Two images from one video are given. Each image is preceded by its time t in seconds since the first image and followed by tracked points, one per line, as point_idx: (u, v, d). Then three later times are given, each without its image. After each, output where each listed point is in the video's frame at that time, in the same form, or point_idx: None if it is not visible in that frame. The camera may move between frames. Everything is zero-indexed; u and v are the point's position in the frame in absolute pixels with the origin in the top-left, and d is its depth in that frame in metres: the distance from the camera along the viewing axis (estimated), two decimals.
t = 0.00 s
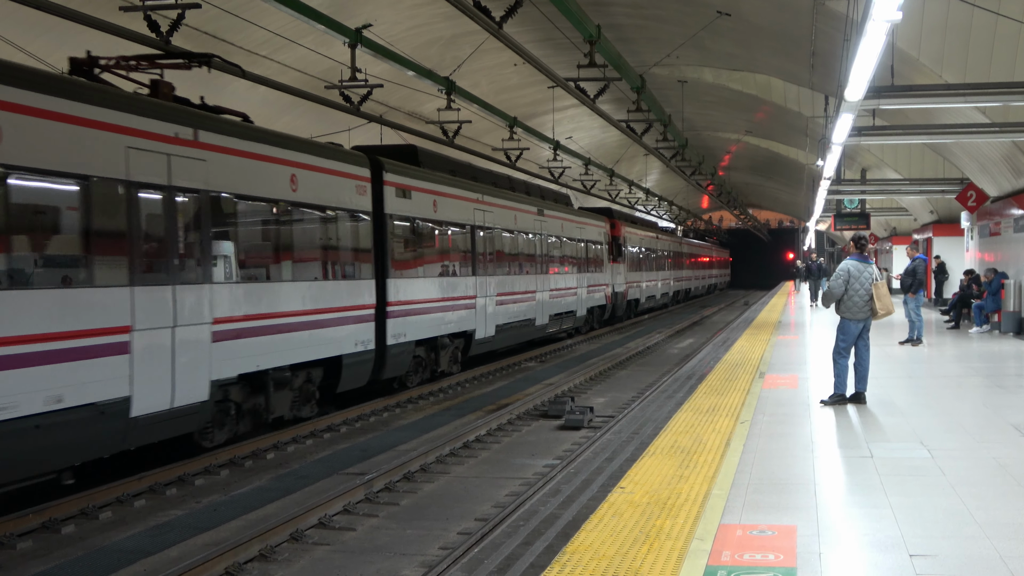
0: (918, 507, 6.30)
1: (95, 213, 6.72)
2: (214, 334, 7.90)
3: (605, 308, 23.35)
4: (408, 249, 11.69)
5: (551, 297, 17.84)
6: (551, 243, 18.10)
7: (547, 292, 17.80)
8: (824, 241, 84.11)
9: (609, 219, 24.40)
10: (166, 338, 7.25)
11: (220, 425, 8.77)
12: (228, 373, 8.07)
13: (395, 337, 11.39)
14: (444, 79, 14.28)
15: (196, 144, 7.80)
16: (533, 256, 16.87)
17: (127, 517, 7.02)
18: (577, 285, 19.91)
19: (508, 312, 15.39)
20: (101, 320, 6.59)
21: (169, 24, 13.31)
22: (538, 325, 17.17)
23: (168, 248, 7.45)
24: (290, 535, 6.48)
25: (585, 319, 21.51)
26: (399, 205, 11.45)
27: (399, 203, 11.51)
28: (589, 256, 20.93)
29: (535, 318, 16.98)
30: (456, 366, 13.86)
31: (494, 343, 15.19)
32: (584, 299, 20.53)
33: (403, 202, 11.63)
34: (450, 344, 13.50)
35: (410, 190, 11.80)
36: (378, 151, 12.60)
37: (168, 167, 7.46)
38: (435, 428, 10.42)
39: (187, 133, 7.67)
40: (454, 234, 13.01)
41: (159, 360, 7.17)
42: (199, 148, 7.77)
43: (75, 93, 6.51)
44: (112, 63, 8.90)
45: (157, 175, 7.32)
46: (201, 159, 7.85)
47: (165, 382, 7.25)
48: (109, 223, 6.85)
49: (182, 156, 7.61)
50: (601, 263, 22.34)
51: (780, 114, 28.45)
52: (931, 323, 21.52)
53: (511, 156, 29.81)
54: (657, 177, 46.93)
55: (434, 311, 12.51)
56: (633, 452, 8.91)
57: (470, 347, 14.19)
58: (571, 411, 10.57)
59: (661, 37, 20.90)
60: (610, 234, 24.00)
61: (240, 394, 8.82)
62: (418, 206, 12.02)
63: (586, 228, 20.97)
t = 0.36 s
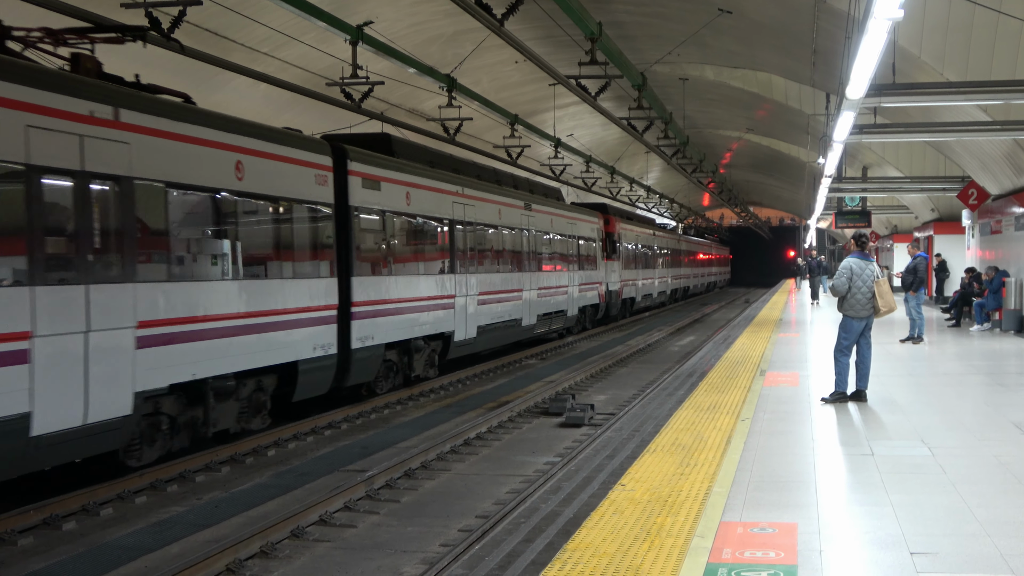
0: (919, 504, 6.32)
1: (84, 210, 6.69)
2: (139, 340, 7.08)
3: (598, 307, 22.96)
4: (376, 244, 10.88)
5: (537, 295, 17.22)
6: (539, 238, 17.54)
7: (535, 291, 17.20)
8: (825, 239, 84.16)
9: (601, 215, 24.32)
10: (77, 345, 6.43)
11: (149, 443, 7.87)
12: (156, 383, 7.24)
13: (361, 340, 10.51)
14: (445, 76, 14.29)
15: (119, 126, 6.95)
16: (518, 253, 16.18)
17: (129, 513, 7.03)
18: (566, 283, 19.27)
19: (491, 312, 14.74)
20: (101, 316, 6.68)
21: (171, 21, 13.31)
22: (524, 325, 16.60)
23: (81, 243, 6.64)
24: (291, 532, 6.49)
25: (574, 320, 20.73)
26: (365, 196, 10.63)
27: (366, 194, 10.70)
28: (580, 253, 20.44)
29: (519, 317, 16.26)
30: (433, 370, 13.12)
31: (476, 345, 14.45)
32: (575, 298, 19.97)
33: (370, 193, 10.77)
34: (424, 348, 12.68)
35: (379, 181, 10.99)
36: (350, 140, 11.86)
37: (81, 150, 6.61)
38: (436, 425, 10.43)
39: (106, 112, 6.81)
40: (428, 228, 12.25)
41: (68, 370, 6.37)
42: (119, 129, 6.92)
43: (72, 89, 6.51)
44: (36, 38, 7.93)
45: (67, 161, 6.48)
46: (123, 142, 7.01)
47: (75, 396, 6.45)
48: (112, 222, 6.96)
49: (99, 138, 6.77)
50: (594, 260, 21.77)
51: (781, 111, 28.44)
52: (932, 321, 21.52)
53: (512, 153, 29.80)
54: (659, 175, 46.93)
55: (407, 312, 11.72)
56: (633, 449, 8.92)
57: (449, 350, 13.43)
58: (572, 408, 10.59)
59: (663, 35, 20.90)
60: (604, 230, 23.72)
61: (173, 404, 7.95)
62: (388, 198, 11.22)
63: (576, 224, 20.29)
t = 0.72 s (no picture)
0: (920, 503, 6.33)
1: (75, 206, 6.60)
2: (43, 349, 6.14)
3: (592, 308, 22.18)
4: (339, 240, 9.99)
5: (525, 295, 16.39)
6: (527, 235, 16.73)
7: (522, 291, 16.37)
8: (826, 238, 84.24)
9: (596, 211, 23.47)
10: None
11: (61, 464, 6.90)
12: (69, 398, 6.37)
13: (323, 346, 9.61)
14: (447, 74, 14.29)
15: (22, 103, 6.04)
16: (501, 250, 15.26)
17: (129, 510, 7.04)
18: (556, 282, 18.42)
19: (472, 314, 13.87)
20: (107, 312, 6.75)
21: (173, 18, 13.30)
22: (510, 326, 15.79)
23: (12, 238, 6.05)
24: (292, 529, 6.50)
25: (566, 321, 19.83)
26: (328, 188, 9.76)
27: (328, 186, 9.80)
28: (572, 251, 19.63)
29: (504, 319, 15.43)
30: (405, 376, 12.21)
31: (456, 349, 13.62)
32: (566, 298, 19.16)
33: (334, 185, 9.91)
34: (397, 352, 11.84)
35: (344, 171, 10.11)
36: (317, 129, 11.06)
37: None
38: (437, 423, 10.43)
39: (4, 86, 5.89)
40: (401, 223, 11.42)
41: None
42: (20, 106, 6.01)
43: (64, 84, 6.41)
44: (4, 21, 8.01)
45: None
46: (26, 121, 6.08)
47: None
48: (117, 219, 7.00)
49: None
50: (585, 258, 20.90)
51: (782, 110, 28.43)
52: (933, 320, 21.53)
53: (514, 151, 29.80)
54: (660, 173, 46.93)
55: (376, 314, 10.84)
56: (634, 448, 8.93)
57: (424, 355, 12.54)
58: (573, 407, 10.59)
59: (665, 34, 20.90)
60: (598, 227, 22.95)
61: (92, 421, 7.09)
62: (353, 191, 10.32)
63: (565, 221, 19.33)
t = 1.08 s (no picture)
0: (920, 503, 6.34)
1: (71, 205, 6.54)
2: None
3: (584, 308, 21.34)
4: (296, 236, 9.12)
5: (511, 296, 15.49)
6: (514, 232, 15.81)
7: (508, 291, 15.48)
8: (827, 237, 84.38)
9: (589, 208, 22.95)
10: None
11: None
12: None
13: (276, 352, 8.71)
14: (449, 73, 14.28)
15: None
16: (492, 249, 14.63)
17: (130, 508, 7.04)
18: (545, 282, 17.51)
19: (452, 315, 12.94)
20: (113, 310, 6.76)
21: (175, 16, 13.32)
22: (494, 328, 14.86)
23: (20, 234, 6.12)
24: (293, 527, 6.51)
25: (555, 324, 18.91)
26: (281, 178, 8.85)
27: (284, 176, 8.93)
28: (562, 250, 18.78)
29: (488, 320, 14.53)
30: (375, 383, 11.33)
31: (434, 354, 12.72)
32: (556, 299, 18.28)
33: (290, 176, 9.03)
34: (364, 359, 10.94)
35: (302, 160, 9.23)
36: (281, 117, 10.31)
37: None
38: (437, 421, 10.43)
39: None
40: (369, 218, 10.53)
41: None
42: None
43: (64, 81, 6.37)
44: None
45: None
46: (34, 117, 6.13)
47: None
48: (123, 218, 7.01)
49: None
50: (577, 256, 20.08)
51: (784, 109, 28.43)
52: (935, 319, 21.55)
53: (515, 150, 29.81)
54: (661, 172, 46.97)
55: (341, 316, 9.96)
56: (635, 447, 8.93)
57: (398, 360, 11.67)
58: (574, 406, 10.60)
59: (666, 32, 20.90)
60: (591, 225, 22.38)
61: None
62: (314, 183, 9.47)
63: (554, 216, 18.43)
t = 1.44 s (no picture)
0: (919, 504, 6.33)
1: (74, 203, 6.53)
2: None
3: (575, 310, 20.55)
4: (244, 231, 8.25)
5: (496, 297, 14.63)
6: (500, 229, 14.92)
7: (493, 292, 14.62)
8: (828, 237, 84.46)
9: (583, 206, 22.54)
10: None
11: None
12: None
13: (221, 361, 7.85)
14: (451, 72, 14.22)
15: None
16: (496, 250, 14.62)
17: (130, 507, 7.03)
18: (534, 283, 16.69)
19: (429, 318, 12.05)
20: (117, 309, 6.74)
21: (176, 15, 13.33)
22: (476, 331, 14.01)
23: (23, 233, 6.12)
24: (293, 526, 6.51)
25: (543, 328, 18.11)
26: (225, 167, 7.97)
27: (228, 165, 8.04)
28: (553, 249, 17.98)
29: (470, 323, 13.65)
30: (339, 393, 10.42)
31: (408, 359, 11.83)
32: (546, 300, 17.45)
33: (236, 165, 8.14)
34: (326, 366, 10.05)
35: (252, 148, 8.38)
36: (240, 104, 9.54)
37: None
38: (437, 421, 10.43)
39: None
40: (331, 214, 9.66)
41: None
42: None
43: (66, 79, 6.37)
44: None
45: None
46: (37, 114, 6.12)
47: None
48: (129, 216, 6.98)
49: None
50: (569, 256, 19.36)
51: (785, 109, 28.43)
52: (935, 320, 21.56)
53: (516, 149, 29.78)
54: (663, 172, 46.99)
55: (298, 320, 9.08)
56: (635, 447, 8.93)
57: (366, 367, 10.75)
58: (574, 406, 10.60)
59: (668, 32, 20.88)
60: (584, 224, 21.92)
61: None
62: (266, 174, 8.60)
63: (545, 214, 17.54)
